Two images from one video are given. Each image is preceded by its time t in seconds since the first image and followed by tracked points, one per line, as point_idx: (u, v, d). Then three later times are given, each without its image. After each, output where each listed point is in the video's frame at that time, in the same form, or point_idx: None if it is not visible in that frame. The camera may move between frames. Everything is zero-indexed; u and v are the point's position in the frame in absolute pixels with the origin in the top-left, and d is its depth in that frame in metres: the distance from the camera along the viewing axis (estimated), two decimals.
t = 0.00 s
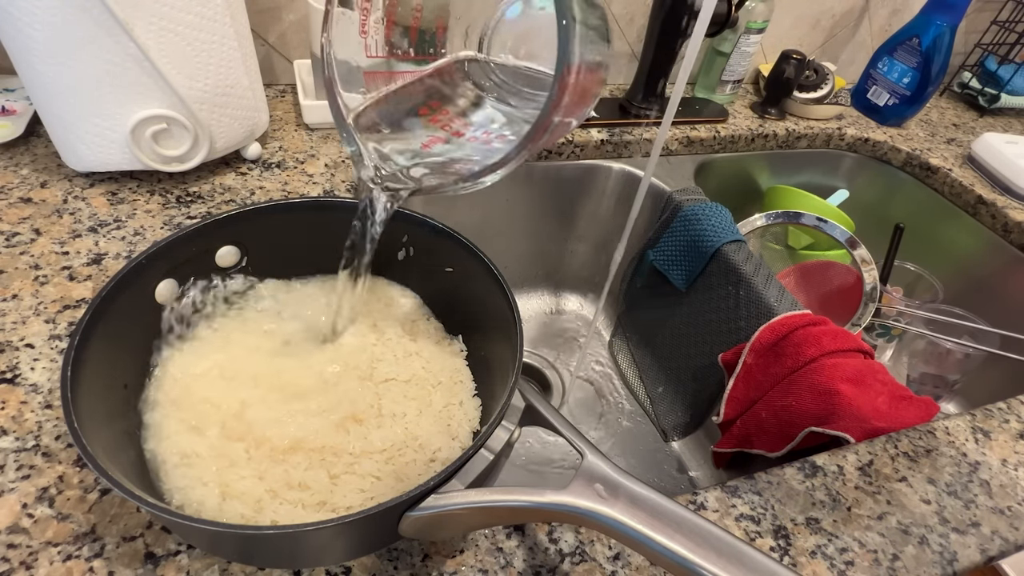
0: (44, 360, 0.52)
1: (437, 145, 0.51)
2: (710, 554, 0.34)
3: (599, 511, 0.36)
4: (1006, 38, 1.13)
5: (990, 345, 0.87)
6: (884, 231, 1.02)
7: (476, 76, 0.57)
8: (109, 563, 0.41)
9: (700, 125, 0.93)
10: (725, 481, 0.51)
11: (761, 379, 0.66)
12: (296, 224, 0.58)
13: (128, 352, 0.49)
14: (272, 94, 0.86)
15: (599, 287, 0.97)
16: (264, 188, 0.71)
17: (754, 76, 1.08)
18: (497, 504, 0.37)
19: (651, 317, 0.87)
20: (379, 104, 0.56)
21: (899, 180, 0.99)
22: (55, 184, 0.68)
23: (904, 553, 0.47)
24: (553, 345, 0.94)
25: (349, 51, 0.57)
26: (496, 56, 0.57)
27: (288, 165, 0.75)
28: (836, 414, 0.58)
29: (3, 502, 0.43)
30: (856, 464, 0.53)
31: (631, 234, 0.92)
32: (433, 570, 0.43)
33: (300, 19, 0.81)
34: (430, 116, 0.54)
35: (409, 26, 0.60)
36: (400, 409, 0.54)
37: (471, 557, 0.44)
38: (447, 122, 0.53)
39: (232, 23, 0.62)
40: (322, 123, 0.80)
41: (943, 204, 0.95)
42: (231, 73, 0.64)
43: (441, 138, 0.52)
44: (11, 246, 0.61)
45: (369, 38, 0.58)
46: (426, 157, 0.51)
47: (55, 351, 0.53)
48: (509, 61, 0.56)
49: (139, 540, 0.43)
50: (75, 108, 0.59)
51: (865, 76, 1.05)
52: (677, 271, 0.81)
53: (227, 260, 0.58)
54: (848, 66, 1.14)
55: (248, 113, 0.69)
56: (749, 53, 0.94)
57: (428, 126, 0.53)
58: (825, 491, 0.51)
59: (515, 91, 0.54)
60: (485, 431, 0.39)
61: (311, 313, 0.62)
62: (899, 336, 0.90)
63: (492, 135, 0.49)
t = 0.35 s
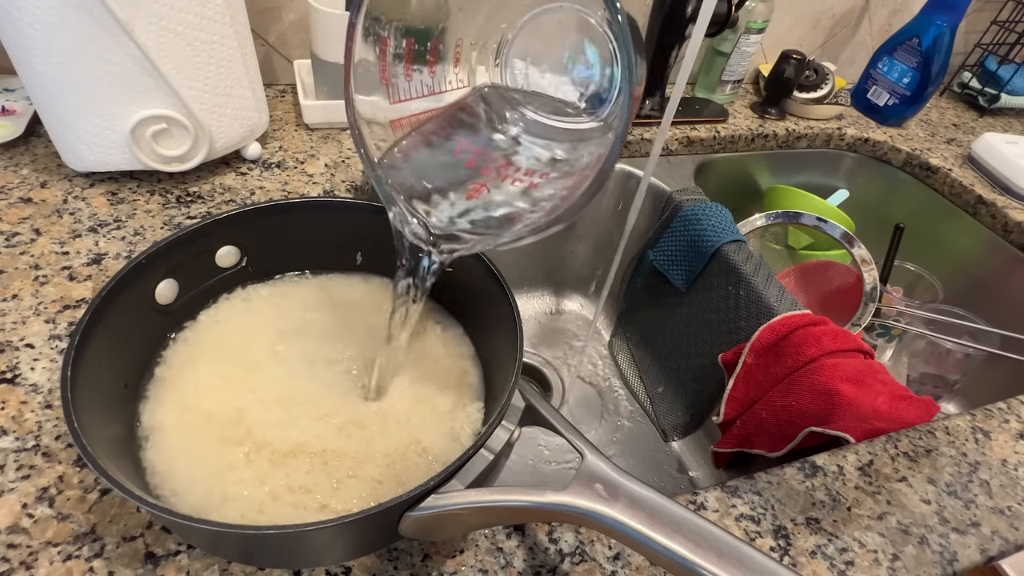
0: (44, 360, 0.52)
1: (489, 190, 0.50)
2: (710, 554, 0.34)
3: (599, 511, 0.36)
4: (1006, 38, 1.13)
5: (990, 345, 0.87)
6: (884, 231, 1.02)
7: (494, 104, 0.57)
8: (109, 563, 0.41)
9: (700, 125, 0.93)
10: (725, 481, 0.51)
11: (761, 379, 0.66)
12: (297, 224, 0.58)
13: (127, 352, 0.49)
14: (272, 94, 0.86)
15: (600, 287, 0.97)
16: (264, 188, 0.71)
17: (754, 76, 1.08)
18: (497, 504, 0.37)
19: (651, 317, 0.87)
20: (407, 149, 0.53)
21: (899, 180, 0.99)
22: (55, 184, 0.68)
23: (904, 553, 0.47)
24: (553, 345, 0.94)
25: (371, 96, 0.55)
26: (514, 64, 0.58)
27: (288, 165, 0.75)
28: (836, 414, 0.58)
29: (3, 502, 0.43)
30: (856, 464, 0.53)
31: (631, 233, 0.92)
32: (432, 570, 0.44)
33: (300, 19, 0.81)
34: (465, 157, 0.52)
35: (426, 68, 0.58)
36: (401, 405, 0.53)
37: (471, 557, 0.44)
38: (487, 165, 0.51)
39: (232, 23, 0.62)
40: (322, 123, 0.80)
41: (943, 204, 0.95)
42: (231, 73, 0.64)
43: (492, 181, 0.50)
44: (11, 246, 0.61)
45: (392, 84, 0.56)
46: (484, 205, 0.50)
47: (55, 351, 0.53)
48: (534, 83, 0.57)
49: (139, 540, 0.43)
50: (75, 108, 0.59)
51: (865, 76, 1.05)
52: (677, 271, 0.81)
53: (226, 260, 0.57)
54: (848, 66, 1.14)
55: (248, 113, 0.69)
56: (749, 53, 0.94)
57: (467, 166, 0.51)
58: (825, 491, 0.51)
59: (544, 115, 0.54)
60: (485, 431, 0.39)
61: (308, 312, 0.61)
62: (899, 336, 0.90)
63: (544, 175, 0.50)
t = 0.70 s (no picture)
0: (44, 360, 0.52)
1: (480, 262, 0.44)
2: (710, 554, 0.34)
3: (599, 511, 0.36)
4: (1006, 38, 1.13)
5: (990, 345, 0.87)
6: (883, 231, 1.02)
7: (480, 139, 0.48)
8: (109, 563, 0.41)
9: (700, 125, 0.93)
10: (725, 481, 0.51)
11: (761, 379, 0.66)
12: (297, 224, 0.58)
13: (127, 351, 0.49)
14: (272, 94, 0.86)
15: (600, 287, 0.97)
16: (264, 188, 0.71)
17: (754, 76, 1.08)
18: (497, 505, 0.37)
19: (651, 317, 0.87)
20: (382, 233, 0.45)
21: (899, 180, 0.99)
22: (55, 184, 0.68)
23: (904, 553, 0.47)
24: (553, 345, 0.94)
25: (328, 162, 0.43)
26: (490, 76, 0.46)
27: (288, 165, 0.75)
28: (836, 414, 0.58)
29: (3, 502, 0.43)
30: (856, 464, 0.53)
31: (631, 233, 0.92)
32: (433, 570, 0.44)
33: (300, 19, 0.81)
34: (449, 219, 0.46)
35: (413, 111, 0.45)
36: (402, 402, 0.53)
37: (471, 557, 0.44)
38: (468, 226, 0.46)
39: (232, 23, 0.62)
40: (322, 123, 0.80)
41: (943, 204, 0.95)
42: (231, 73, 0.64)
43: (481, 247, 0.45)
44: (11, 246, 0.61)
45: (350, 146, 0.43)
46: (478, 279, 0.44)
47: (55, 351, 0.53)
48: (526, 98, 0.46)
49: (139, 539, 0.43)
50: (75, 108, 0.59)
51: (865, 76, 1.04)
52: (677, 271, 0.81)
53: (227, 261, 0.58)
54: (848, 66, 1.14)
55: (248, 113, 0.69)
56: (749, 53, 0.94)
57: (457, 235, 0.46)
58: (825, 491, 0.51)
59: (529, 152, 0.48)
60: (485, 431, 0.39)
61: (310, 309, 0.61)
62: (899, 336, 0.90)
63: (533, 232, 0.43)
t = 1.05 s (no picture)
0: (44, 360, 0.52)
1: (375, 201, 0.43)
2: (709, 554, 0.34)
3: (599, 511, 0.36)
4: (1006, 38, 1.13)
5: (990, 345, 0.87)
6: (883, 231, 1.02)
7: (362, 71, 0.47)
8: (109, 563, 0.41)
9: (700, 125, 0.93)
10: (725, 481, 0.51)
11: (761, 379, 0.66)
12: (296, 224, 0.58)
13: (127, 351, 0.49)
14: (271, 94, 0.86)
15: (600, 287, 0.97)
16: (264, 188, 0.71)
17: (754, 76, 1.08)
18: (497, 504, 0.37)
19: (651, 317, 0.87)
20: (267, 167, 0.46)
21: (899, 180, 0.99)
22: (55, 184, 0.68)
23: (904, 553, 0.47)
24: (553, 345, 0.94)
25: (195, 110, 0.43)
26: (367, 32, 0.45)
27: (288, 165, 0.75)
28: (836, 414, 0.58)
29: (3, 502, 0.43)
30: (856, 464, 0.53)
31: (631, 233, 0.92)
32: (432, 570, 0.44)
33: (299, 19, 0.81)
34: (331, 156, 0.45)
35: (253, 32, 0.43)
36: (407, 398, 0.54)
37: (471, 557, 0.44)
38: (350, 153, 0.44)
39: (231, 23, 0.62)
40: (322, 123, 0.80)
41: (943, 204, 0.95)
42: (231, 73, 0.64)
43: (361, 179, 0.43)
44: (11, 246, 0.61)
45: (210, 74, 0.42)
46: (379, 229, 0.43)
47: (55, 351, 0.53)
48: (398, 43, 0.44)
49: (139, 540, 0.43)
50: (76, 108, 0.59)
51: (865, 76, 1.04)
52: (677, 271, 0.81)
53: (227, 261, 0.58)
54: (848, 66, 1.14)
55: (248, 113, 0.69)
56: (749, 53, 0.94)
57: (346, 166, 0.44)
58: (825, 491, 0.51)
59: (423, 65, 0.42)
60: (486, 431, 0.39)
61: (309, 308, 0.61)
62: (899, 336, 0.90)
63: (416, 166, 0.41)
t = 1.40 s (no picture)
0: (44, 360, 0.52)
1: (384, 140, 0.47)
2: (709, 554, 0.34)
3: (599, 511, 0.36)
4: (1006, 38, 1.13)
5: (990, 345, 0.87)
6: (883, 231, 1.02)
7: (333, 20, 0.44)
8: (109, 563, 0.41)
9: (700, 124, 0.93)
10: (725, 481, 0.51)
11: (761, 379, 0.66)
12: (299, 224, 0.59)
13: (126, 352, 0.49)
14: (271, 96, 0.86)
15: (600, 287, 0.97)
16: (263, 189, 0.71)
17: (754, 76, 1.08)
18: (497, 504, 0.37)
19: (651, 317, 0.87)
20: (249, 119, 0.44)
21: (899, 180, 0.99)
22: (55, 184, 0.68)
23: (904, 553, 0.47)
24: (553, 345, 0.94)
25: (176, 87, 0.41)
26: None
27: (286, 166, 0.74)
28: (836, 413, 0.58)
29: (3, 502, 0.43)
30: (856, 464, 0.53)
31: (631, 233, 0.92)
32: (432, 570, 0.44)
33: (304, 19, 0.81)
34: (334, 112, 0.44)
35: None
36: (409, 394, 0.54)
37: (471, 557, 0.44)
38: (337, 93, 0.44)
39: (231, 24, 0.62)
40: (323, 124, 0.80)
41: (943, 204, 0.95)
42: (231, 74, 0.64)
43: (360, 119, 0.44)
44: (11, 246, 0.61)
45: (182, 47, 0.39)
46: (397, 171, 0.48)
47: (54, 351, 0.53)
48: None
49: (139, 540, 0.42)
50: (75, 108, 0.59)
51: (865, 76, 1.04)
52: (677, 271, 0.81)
53: (227, 260, 0.58)
54: (848, 66, 1.13)
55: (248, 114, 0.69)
56: (749, 53, 0.94)
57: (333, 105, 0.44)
58: (825, 491, 0.51)
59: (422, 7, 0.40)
60: (486, 431, 0.39)
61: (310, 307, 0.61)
62: (899, 336, 0.90)
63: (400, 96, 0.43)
